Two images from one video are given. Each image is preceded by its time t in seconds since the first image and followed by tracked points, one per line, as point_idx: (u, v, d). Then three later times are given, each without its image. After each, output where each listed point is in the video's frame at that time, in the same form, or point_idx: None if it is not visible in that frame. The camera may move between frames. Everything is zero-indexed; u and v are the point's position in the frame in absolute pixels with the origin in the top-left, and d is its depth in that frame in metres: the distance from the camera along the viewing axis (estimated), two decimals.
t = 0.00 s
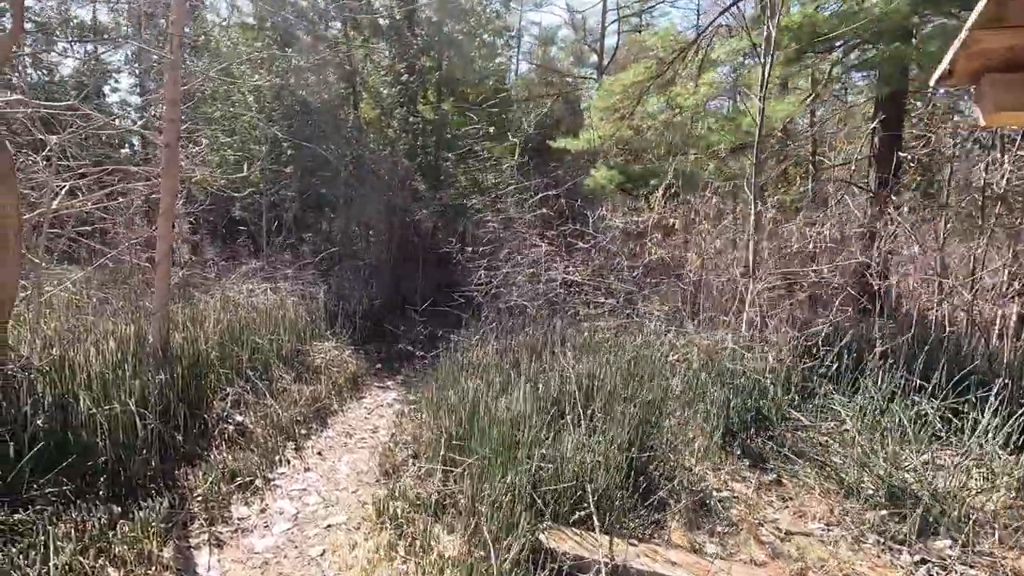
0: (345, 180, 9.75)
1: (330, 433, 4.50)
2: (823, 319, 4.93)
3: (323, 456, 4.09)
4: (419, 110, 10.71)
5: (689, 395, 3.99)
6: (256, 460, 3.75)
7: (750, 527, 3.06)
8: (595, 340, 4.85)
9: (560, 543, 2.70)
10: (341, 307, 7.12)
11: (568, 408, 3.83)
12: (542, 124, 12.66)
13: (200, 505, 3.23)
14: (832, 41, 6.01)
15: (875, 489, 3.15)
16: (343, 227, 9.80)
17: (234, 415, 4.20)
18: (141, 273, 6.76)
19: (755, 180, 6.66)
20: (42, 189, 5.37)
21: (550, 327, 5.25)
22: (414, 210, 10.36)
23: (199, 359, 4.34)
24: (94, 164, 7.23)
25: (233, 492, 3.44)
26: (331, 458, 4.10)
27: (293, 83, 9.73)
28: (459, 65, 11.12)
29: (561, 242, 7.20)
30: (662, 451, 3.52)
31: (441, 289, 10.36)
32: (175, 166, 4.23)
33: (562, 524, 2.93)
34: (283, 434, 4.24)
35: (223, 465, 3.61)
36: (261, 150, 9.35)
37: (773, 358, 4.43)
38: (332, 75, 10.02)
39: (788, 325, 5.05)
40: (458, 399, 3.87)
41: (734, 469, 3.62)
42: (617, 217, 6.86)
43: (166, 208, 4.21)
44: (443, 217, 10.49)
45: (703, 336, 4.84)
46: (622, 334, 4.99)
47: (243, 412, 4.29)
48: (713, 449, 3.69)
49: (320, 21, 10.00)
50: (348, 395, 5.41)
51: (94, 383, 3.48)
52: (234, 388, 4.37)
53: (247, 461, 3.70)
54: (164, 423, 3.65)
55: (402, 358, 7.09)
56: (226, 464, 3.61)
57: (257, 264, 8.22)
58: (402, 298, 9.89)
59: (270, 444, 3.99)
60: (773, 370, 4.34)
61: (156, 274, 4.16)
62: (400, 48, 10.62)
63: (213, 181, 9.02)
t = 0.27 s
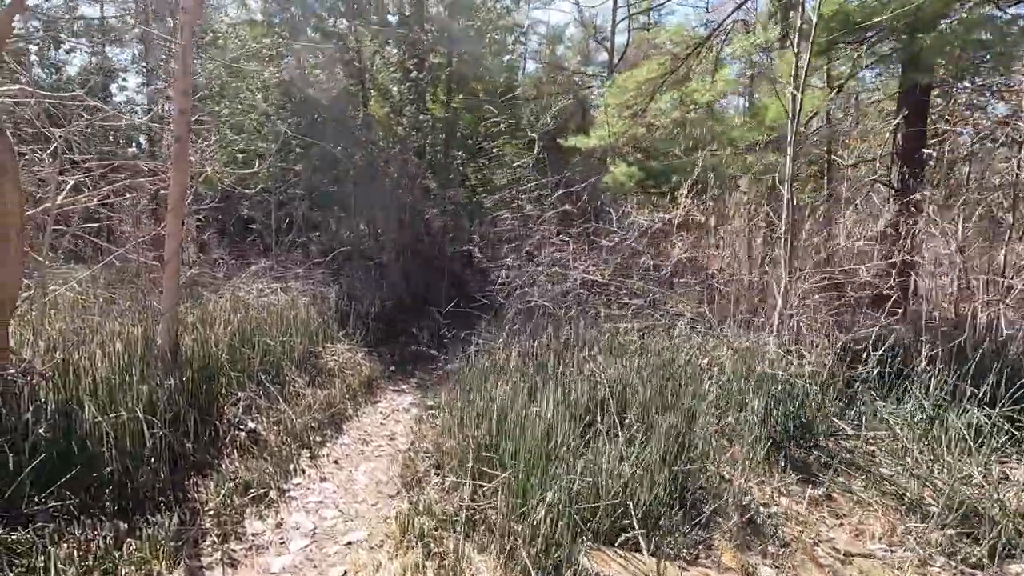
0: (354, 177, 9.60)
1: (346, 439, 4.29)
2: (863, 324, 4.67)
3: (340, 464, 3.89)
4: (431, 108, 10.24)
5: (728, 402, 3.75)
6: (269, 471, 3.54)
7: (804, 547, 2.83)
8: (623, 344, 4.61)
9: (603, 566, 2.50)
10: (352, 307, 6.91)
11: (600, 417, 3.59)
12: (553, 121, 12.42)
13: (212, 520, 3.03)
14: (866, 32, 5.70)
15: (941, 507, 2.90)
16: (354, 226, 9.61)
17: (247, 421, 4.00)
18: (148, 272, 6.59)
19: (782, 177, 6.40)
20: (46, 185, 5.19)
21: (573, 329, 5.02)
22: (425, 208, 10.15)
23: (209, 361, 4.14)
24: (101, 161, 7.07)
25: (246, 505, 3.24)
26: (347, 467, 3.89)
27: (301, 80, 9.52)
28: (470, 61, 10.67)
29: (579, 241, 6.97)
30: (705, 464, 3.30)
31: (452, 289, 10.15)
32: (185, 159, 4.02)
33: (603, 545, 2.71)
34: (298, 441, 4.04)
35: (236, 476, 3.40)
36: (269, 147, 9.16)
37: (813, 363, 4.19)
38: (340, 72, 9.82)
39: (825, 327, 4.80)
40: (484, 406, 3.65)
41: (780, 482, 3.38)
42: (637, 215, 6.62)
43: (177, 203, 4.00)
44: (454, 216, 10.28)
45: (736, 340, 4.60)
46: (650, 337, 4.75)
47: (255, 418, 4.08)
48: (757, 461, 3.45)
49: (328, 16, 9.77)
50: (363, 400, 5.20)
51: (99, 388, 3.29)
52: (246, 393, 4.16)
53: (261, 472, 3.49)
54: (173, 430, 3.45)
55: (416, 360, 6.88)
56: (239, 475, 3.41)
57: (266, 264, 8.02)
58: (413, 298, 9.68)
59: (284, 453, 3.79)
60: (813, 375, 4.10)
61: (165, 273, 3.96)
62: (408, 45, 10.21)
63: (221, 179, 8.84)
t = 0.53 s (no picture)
0: (362, 178, 9.20)
1: (359, 454, 4.04)
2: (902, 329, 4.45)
3: (354, 483, 3.63)
4: (439, 106, 9.83)
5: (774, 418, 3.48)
6: (280, 491, 3.31)
7: None
8: (653, 353, 4.35)
9: None
10: (363, 311, 6.67)
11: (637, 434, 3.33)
12: (563, 119, 12.15)
13: (218, 551, 2.78)
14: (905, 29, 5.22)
15: None
16: (362, 227, 9.37)
17: (255, 434, 3.75)
18: (152, 274, 6.36)
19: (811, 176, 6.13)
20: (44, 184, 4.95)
21: (597, 337, 4.75)
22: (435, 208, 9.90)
23: (215, 372, 3.89)
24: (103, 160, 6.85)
25: (256, 531, 3.01)
26: (362, 485, 3.65)
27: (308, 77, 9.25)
28: (480, 59, 10.19)
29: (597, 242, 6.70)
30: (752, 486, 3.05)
31: (462, 291, 9.90)
32: (190, 155, 3.75)
33: None
34: (309, 457, 3.79)
35: (245, 498, 3.18)
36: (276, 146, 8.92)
37: (860, 375, 3.91)
38: (348, 70, 9.58)
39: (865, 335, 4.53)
40: (509, 422, 3.44)
41: (831, 506, 3.13)
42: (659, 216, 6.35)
43: (180, 201, 3.74)
44: (465, 216, 10.02)
45: (772, 348, 4.33)
46: (681, 345, 4.48)
47: (264, 431, 3.84)
48: (806, 483, 3.20)
49: (335, 11, 9.48)
50: (375, 409, 4.95)
51: (97, 403, 3.03)
52: (254, 405, 3.91)
53: (271, 494, 3.26)
54: (177, 448, 3.20)
55: (428, 366, 6.63)
56: (248, 498, 3.18)
57: (273, 265, 7.77)
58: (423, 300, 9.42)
59: (295, 470, 3.57)
60: (862, 386, 3.81)
61: (168, 277, 3.72)
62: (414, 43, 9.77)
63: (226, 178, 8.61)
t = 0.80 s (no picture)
0: (370, 176, 8.96)
1: (374, 468, 3.78)
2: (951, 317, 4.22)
3: (370, 501, 3.38)
4: (447, 105, 9.26)
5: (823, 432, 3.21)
6: (291, 512, 3.09)
7: None
8: (687, 360, 4.05)
9: None
10: (372, 314, 6.41)
11: (674, 454, 3.09)
12: (574, 115, 11.85)
13: None
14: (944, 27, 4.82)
15: None
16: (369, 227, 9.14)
17: (263, 448, 3.49)
18: (155, 275, 6.14)
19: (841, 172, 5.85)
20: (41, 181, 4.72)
21: (623, 343, 4.49)
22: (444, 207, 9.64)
23: (220, 381, 3.64)
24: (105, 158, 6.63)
25: (266, 558, 2.79)
26: (379, 502, 3.40)
27: (314, 73, 8.98)
28: (488, 54, 9.61)
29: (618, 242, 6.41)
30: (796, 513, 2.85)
31: (472, 292, 9.65)
32: (196, 147, 3.47)
33: None
34: (321, 472, 3.55)
35: (253, 521, 2.96)
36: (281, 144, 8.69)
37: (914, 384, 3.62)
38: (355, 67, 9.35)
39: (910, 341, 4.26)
40: (539, 435, 3.17)
41: (894, 534, 2.85)
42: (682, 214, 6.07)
43: (186, 198, 3.47)
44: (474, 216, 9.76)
45: (814, 354, 4.04)
46: (716, 353, 4.20)
47: (273, 444, 3.57)
48: (871, 506, 2.89)
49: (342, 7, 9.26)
50: (389, 418, 4.70)
51: (93, 417, 2.80)
52: (262, 416, 3.67)
53: (281, 516, 3.04)
54: (180, 465, 2.96)
55: (440, 371, 6.36)
56: (256, 521, 2.96)
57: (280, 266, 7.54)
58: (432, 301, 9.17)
59: (306, 487, 3.32)
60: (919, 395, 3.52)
61: (172, 279, 3.47)
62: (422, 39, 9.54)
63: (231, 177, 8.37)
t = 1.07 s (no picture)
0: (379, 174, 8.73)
1: (393, 485, 3.56)
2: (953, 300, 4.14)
3: (391, 522, 3.17)
4: (455, 101, 9.38)
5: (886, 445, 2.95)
6: (307, 535, 2.83)
7: None
8: (725, 368, 3.79)
9: None
10: (384, 316, 6.17)
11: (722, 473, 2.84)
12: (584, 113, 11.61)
13: None
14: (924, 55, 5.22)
15: None
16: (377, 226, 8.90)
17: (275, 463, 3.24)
18: (160, 275, 5.90)
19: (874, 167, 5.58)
20: (38, 176, 4.47)
21: (652, 348, 4.25)
22: (453, 206, 9.43)
23: (228, 390, 3.38)
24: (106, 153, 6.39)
25: None
26: (399, 522, 3.21)
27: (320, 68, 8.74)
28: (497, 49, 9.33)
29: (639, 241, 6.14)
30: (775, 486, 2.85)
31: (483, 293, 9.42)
32: (201, 136, 3.19)
33: None
34: (337, 488, 3.31)
35: (266, 547, 2.69)
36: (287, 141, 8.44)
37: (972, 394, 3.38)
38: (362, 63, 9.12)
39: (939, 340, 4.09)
40: (578, 455, 2.95)
41: (971, 563, 2.60)
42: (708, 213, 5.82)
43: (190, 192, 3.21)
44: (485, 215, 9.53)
45: (858, 361, 3.80)
46: (753, 361, 3.94)
47: (285, 459, 3.33)
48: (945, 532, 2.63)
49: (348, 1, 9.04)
50: (405, 427, 4.45)
51: (91, 432, 2.54)
52: (273, 427, 3.41)
53: (297, 537, 2.78)
54: (186, 484, 2.73)
55: (454, 375, 6.12)
56: (270, 546, 2.70)
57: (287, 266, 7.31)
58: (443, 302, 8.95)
59: (322, 507, 3.07)
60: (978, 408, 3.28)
61: (175, 279, 3.19)
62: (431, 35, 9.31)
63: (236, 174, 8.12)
